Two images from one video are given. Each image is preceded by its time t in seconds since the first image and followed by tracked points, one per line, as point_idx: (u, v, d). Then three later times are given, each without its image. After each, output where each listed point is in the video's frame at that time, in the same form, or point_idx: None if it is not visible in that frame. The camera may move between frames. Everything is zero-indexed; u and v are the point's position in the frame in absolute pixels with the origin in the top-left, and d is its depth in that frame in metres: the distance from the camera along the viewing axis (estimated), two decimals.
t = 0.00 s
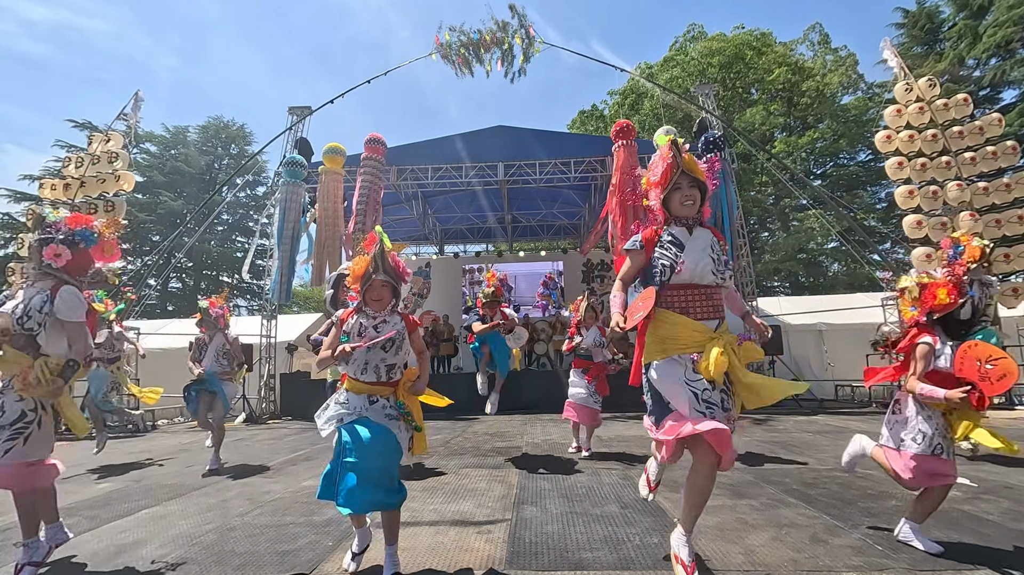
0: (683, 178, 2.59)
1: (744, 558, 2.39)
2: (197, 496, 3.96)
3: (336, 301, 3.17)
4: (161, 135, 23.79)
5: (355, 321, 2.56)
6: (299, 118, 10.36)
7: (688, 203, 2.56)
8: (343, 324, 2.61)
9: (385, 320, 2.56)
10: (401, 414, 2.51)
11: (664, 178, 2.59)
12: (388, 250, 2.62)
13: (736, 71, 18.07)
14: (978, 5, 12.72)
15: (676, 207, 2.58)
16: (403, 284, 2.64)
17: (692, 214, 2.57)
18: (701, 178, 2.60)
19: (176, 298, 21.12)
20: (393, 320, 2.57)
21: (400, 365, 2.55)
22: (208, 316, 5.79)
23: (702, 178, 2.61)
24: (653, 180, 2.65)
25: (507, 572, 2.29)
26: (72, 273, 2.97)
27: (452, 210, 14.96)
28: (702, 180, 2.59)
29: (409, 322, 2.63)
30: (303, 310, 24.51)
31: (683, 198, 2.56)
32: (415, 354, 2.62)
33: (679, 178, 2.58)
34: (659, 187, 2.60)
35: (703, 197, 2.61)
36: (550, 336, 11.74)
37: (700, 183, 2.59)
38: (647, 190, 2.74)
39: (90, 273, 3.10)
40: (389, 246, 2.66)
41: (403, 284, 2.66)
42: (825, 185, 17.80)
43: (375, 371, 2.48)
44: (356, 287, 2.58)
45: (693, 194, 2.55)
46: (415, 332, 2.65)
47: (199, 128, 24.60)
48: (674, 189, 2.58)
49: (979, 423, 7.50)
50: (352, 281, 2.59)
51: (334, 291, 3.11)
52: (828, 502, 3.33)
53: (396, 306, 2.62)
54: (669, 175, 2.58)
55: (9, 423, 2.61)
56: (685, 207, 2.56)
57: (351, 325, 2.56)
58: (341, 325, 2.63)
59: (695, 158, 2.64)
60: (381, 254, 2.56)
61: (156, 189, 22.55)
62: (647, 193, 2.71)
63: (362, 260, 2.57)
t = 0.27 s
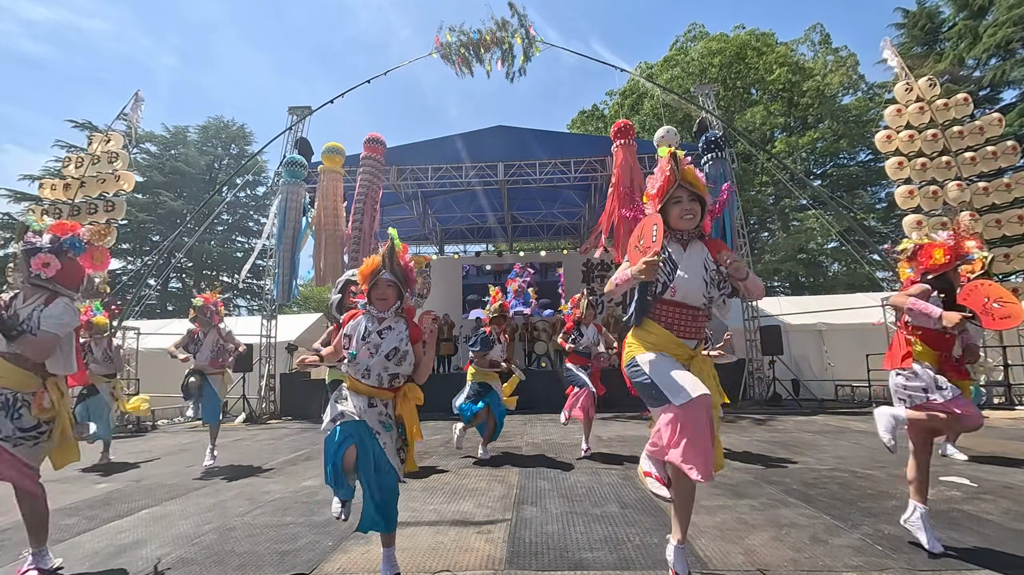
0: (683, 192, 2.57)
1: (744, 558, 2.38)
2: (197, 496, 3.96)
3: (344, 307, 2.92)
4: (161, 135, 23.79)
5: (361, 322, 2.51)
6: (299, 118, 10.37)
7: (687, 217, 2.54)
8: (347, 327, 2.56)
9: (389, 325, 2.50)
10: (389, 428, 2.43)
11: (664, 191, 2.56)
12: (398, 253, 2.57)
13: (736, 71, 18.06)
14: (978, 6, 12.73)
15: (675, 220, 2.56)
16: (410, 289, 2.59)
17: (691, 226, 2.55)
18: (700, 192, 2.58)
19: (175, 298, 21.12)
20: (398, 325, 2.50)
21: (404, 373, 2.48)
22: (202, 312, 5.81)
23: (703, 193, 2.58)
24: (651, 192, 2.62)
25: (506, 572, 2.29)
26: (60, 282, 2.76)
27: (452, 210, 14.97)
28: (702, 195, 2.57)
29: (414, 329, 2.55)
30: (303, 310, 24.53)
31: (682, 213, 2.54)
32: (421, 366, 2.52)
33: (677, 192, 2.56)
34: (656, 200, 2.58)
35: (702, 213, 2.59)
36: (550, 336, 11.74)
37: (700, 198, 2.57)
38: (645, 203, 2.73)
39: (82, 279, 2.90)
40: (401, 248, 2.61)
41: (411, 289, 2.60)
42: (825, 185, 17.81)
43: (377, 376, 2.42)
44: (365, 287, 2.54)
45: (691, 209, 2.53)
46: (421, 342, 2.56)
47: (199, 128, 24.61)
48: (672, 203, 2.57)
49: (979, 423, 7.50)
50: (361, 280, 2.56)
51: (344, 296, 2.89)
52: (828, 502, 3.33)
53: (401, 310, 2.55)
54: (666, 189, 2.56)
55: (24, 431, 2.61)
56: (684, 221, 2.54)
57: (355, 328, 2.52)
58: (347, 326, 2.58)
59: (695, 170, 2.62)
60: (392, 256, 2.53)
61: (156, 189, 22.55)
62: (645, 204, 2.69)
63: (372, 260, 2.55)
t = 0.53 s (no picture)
0: (668, 161, 2.77)
1: (744, 558, 2.38)
2: (197, 496, 3.96)
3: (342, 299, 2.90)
4: (161, 135, 23.80)
5: (364, 305, 2.52)
6: (299, 118, 10.38)
7: (673, 185, 2.74)
8: (349, 309, 2.54)
9: (393, 310, 2.51)
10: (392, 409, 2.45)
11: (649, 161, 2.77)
12: (401, 239, 2.58)
13: (736, 71, 18.06)
14: (978, 5, 12.75)
15: (662, 189, 2.77)
16: (413, 276, 2.61)
17: (677, 195, 2.76)
18: (683, 162, 2.80)
19: (175, 298, 21.12)
20: (402, 310, 2.53)
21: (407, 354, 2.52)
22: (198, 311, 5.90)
23: (685, 162, 2.80)
24: (639, 165, 2.83)
25: (506, 572, 2.28)
26: (62, 257, 2.92)
27: (452, 210, 14.97)
28: (685, 165, 2.79)
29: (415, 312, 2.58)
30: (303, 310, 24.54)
31: (668, 180, 2.74)
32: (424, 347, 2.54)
33: (663, 163, 2.76)
34: (645, 171, 2.79)
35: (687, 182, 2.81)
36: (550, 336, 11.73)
37: (683, 166, 2.78)
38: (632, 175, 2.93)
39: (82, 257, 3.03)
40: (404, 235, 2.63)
41: (412, 275, 2.62)
42: (825, 186, 17.80)
43: (383, 357, 2.45)
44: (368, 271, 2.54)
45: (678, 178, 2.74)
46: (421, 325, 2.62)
47: (199, 128, 24.62)
48: (659, 172, 2.77)
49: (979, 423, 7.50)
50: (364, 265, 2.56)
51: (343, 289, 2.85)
52: (828, 502, 3.33)
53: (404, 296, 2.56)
54: (653, 159, 2.77)
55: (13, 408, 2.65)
56: (671, 188, 2.75)
57: (357, 311, 2.50)
58: (347, 308, 2.57)
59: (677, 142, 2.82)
60: (397, 243, 2.54)
61: (156, 189, 22.56)
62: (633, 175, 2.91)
63: (376, 246, 2.56)
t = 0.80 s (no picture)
0: (665, 224, 2.41)
1: (745, 559, 2.38)
2: (197, 496, 3.96)
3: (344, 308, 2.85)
4: (161, 135, 23.80)
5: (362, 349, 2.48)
6: (298, 118, 10.39)
7: (671, 250, 2.37)
8: (350, 353, 2.53)
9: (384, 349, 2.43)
10: (390, 447, 2.39)
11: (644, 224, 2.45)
12: (388, 271, 2.41)
13: (736, 71, 18.06)
14: (978, 5, 12.77)
15: (659, 253, 2.40)
16: (407, 308, 2.44)
17: (677, 259, 2.39)
18: (682, 223, 2.43)
19: (175, 298, 21.12)
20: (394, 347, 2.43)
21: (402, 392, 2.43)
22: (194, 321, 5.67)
23: (685, 223, 2.43)
24: (634, 227, 2.47)
25: (506, 572, 2.29)
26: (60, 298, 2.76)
27: (452, 210, 14.97)
28: (684, 225, 2.42)
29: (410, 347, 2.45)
30: (303, 310, 24.53)
31: (664, 245, 2.38)
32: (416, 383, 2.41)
33: (659, 226, 2.41)
34: (638, 234, 2.44)
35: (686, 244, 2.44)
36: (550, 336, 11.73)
37: (683, 228, 2.42)
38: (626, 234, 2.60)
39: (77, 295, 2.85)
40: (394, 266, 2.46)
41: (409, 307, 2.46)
42: (825, 185, 17.82)
43: (376, 400, 2.38)
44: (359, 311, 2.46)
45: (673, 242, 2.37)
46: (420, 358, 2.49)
47: (199, 128, 24.64)
48: (654, 235, 2.42)
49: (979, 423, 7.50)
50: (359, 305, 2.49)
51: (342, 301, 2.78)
52: (828, 502, 3.33)
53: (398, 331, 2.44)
54: (649, 223, 2.43)
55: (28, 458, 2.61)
56: (667, 253, 2.38)
57: (356, 355, 2.49)
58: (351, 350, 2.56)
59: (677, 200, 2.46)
60: (381, 278, 2.39)
61: (156, 189, 22.56)
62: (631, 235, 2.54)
63: (366, 284, 2.46)
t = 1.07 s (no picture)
0: (632, 175, 3.23)
1: (746, 560, 2.37)
2: (197, 496, 3.96)
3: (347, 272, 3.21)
4: (161, 135, 23.81)
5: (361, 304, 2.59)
6: (298, 118, 10.40)
7: (638, 198, 3.23)
8: (352, 308, 2.66)
9: (383, 301, 2.54)
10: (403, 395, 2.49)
11: (617, 177, 3.32)
12: (375, 227, 2.50)
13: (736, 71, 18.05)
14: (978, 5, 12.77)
15: (629, 201, 3.27)
16: (399, 260, 2.56)
17: (644, 206, 3.27)
18: (648, 171, 3.25)
19: (175, 298, 21.13)
20: (392, 299, 2.54)
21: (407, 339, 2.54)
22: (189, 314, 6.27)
23: (648, 173, 3.24)
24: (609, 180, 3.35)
25: (507, 572, 2.28)
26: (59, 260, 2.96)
27: (452, 210, 14.97)
28: (647, 174, 3.23)
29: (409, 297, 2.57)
30: (303, 310, 24.53)
31: (632, 194, 3.23)
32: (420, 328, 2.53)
33: (627, 176, 3.24)
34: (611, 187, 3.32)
35: (653, 189, 3.26)
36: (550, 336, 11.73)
37: (646, 176, 3.23)
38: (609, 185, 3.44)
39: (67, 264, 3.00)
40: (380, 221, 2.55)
41: (400, 259, 2.57)
42: (825, 186, 17.81)
43: (382, 348, 2.50)
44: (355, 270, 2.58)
45: (638, 190, 3.21)
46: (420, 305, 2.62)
47: (199, 128, 24.65)
48: (623, 186, 3.26)
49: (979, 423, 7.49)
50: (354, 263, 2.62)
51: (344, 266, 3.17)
52: (828, 502, 3.33)
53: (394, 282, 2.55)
54: (619, 175, 3.27)
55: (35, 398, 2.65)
56: (633, 200, 3.24)
57: (358, 309, 2.60)
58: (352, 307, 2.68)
59: (643, 152, 3.25)
60: (369, 233, 2.48)
61: (156, 189, 22.56)
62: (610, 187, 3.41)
63: (357, 244, 2.58)
